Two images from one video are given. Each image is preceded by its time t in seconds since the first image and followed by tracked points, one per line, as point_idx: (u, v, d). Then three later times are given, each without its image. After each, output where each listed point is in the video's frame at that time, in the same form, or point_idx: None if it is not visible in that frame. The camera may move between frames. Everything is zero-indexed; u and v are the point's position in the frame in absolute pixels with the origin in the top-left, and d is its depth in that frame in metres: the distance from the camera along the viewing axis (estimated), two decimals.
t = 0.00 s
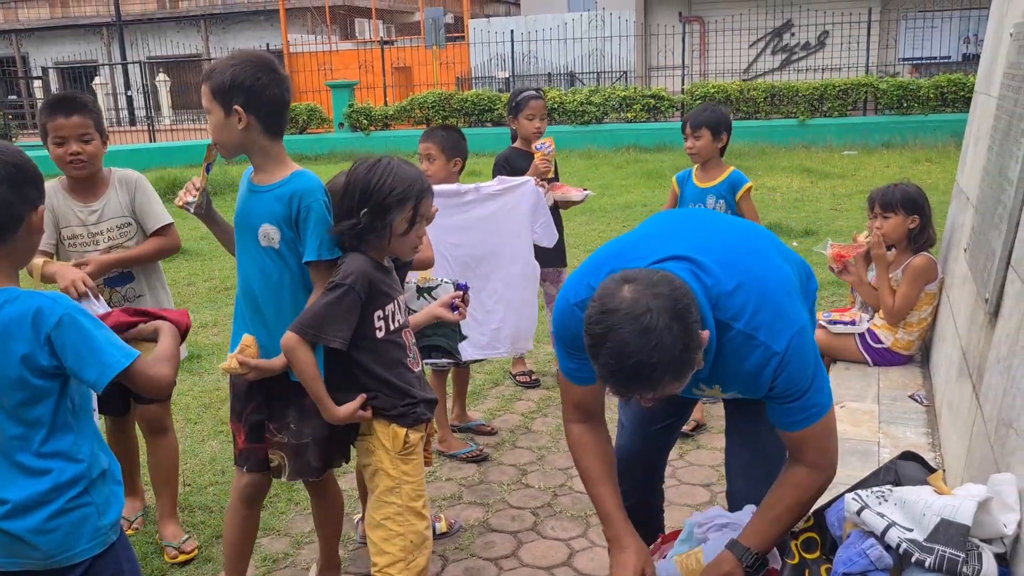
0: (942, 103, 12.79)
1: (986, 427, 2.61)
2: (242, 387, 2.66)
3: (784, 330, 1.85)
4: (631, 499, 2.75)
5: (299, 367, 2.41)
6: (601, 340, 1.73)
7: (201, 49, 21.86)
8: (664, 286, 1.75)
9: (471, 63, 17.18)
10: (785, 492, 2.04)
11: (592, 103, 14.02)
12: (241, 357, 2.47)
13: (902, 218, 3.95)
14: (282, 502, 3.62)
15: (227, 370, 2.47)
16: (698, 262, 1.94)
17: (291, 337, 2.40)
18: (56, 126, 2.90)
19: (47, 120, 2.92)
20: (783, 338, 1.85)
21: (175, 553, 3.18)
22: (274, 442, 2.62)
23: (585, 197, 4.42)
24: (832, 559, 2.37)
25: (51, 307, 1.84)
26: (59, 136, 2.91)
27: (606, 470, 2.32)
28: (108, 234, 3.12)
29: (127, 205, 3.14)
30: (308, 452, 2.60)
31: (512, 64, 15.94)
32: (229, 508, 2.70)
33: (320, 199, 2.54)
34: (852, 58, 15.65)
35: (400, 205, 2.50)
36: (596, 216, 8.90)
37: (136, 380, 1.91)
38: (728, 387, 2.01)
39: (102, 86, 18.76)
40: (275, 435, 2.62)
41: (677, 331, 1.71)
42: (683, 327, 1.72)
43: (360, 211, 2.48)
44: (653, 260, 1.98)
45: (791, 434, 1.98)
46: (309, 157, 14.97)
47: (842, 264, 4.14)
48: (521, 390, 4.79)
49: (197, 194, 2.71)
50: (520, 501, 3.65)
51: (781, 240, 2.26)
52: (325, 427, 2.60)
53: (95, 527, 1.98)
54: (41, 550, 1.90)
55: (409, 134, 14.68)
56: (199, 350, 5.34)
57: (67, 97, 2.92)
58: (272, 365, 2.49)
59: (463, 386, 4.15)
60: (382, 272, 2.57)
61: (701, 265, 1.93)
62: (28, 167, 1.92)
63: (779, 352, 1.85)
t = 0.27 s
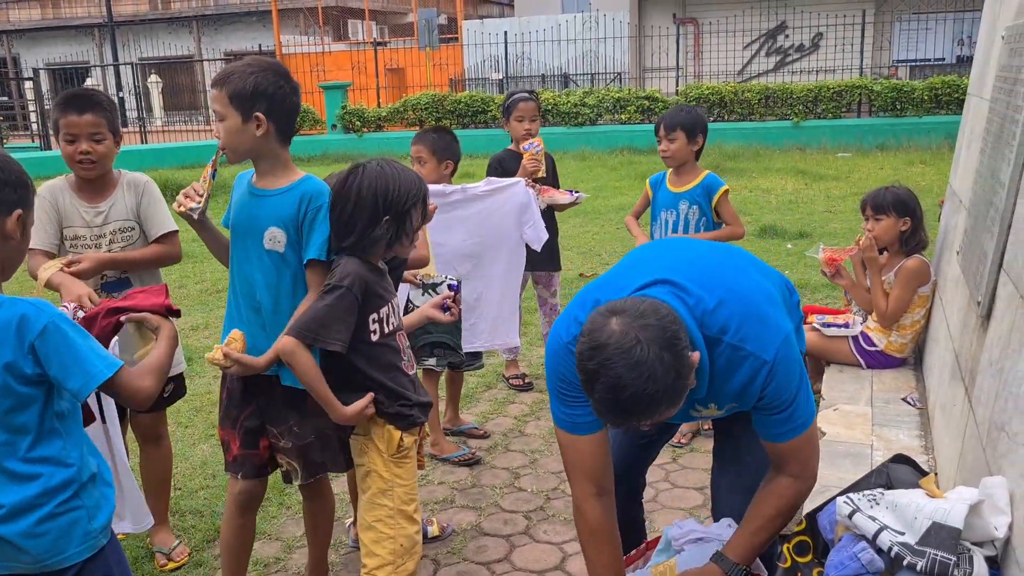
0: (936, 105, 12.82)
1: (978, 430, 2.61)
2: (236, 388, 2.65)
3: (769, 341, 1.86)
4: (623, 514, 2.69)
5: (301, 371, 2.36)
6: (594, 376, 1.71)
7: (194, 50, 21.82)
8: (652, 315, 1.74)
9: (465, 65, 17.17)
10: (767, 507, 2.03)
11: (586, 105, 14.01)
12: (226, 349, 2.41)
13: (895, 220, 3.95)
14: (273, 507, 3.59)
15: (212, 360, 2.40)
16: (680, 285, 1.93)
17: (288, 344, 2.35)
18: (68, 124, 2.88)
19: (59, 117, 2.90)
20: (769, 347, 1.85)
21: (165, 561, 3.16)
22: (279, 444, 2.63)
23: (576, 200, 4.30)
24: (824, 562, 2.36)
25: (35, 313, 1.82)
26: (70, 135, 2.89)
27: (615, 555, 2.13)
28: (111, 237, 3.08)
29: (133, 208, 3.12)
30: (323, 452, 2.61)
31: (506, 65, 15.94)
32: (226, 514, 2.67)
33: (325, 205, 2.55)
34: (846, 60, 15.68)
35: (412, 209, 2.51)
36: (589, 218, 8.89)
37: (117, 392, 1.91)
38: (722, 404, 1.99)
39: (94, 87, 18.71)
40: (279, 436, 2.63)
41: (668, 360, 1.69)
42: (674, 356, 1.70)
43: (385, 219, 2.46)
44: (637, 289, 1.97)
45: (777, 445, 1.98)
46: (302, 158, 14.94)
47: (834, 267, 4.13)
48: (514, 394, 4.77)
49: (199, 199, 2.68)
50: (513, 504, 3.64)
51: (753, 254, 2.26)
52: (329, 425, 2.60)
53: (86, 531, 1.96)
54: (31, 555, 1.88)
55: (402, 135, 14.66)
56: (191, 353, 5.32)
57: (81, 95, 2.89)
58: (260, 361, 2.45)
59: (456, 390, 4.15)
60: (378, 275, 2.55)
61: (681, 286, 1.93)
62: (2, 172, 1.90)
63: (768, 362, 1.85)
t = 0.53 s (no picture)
0: (928, 107, 12.86)
1: (967, 432, 2.61)
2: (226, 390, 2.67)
3: (756, 363, 1.85)
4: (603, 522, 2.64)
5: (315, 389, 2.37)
6: (584, 393, 1.71)
7: (186, 51, 21.76)
8: (642, 334, 1.73)
9: (458, 66, 17.17)
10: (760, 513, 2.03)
11: (579, 106, 13.99)
12: (207, 353, 2.47)
13: (886, 222, 3.95)
14: (264, 509, 3.59)
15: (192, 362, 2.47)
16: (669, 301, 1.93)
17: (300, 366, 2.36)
18: (65, 124, 2.87)
19: (56, 117, 2.89)
20: (756, 369, 1.85)
21: (154, 563, 3.14)
22: (264, 447, 2.63)
23: (569, 204, 4.30)
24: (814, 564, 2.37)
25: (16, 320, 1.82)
26: (67, 135, 2.88)
27: (586, 515, 2.19)
28: (110, 237, 3.07)
29: (133, 209, 3.11)
30: (308, 460, 2.60)
31: (499, 66, 15.93)
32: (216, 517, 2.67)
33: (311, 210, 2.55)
34: (838, 62, 15.71)
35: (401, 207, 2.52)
36: (582, 219, 8.90)
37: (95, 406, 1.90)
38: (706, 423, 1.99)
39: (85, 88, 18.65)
40: (264, 439, 2.63)
41: (659, 376, 1.69)
42: (664, 375, 1.70)
43: (378, 213, 2.45)
44: (627, 305, 1.97)
45: (768, 459, 1.99)
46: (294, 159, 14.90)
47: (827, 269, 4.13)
48: (506, 395, 4.76)
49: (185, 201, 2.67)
50: (504, 506, 3.63)
51: (742, 265, 2.26)
52: (311, 429, 2.60)
53: (72, 536, 1.94)
54: (17, 559, 1.87)
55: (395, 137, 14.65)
56: (181, 355, 5.29)
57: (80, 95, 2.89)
58: (241, 367, 2.50)
59: (447, 392, 4.14)
60: (369, 279, 2.53)
61: (671, 302, 1.93)
62: None
63: (755, 383, 1.84)
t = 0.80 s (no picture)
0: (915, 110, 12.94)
1: (951, 433, 2.63)
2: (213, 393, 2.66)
3: (731, 360, 1.85)
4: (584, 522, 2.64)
5: (327, 400, 2.40)
6: (569, 390, 1.72)
7: (175, 52, 21.70)
8: (627, 332, 1.74)
9: (448, 68, 17.18)
10: (741, 504, 1.99)
11: (569, 108, 14.01)
12: (206, 357, 2.49)
13: (871, 223, 4.00)
14: (252, 511, 3.58)
15: (192, 369, 2.48)
16: (652, 299, 1.95)
17: (314, 380, 2.38)
18: (39, 124, 2.86)
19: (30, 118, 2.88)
20: (730, 367, 1.85)
21: (142, 566, 3.14)
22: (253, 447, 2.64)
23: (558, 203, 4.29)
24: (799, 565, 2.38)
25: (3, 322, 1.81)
26: (42, 135, 2.87)
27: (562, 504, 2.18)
28: (87, 237, 3.07)
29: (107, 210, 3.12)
30: (298, 459, 2.62)
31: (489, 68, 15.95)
32: (203, 519, 2.66)
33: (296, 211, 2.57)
34: (826, 65, 15.79)
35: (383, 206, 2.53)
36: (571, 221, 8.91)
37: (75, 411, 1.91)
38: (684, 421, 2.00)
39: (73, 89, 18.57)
40: (253, 439, 2.64)
41: (642, 374, 1.70)
42: (648, 371, 1.71)
43: (354, 218, 2.43)
44: (612, 303, 1.98)
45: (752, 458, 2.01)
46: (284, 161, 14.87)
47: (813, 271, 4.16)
48: (494, 397, 4.77)
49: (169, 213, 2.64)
50: (492, 508, 3.63)
51: (730, 273, 2.29)
52: (300, 428, 2.62)
53: (56, 540, 1.93)
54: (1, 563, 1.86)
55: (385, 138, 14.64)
56: (169, 357, 5.28)
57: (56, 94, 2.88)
58: (239, 369, 2.50)
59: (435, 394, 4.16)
60: (353, 281, 2.54)
61: (653, 300, 1.94)
62: None
63: (727, 380, 1.85)
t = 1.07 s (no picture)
0: (910, 111, 13.00)
1: (945, 434, 2.64)
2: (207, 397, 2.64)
3: (712, 363, 1.85)
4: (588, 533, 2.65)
5: (358, 395, 2.46)
6: (554, 409, 1.72)
7: (169, 51, 21.66)
8: (610, 350, 1.75)
9: (443, 68, 17.19)
10: (753, 497, 2.00)
11: (564, 109, 14.02)
12: (208, 363, 2.49)
13: (858, 223, 4.03)
14: (246, 512, 3.57)
15: (193, 375, 2.48)
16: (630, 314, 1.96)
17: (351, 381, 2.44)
18: (12, 125, 2.82)
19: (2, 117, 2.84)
20: (710, 370, 1.85)
21: (135, 568, 3.12)
22: (252, 447, 2.64)
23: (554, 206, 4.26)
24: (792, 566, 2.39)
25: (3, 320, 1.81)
26: (15, 136, 2.84)
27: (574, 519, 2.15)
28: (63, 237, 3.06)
29: (81, 209, 3.11)
30: (298, 456, 2.62)
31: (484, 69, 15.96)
32: (197, 520, 2.66)
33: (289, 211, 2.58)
34: (821, 66, 15.86)
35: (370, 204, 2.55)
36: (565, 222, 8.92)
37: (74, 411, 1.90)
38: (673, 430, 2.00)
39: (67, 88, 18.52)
40: (252, 439, 2.64)
41: (626, 390, 1.70)
42: (632, 388, 1.71)
43: (308, 227, 2.43)
44: (592, 323, 1.98)
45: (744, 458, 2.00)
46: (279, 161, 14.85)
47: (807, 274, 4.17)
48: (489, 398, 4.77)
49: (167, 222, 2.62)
50: (487, 509, 3.63)
51: (720, 283, 2.31)
52: (299, 427, 2.63)
53: (52, 541, 1.93)
54: None
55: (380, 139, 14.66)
56: (162, 358, 5.26)
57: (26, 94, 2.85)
58: (246, 369, 2.51)
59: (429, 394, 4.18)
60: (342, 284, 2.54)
61: (632, 316, 1.95)
62: None
63: (708, 384, 1.85)
